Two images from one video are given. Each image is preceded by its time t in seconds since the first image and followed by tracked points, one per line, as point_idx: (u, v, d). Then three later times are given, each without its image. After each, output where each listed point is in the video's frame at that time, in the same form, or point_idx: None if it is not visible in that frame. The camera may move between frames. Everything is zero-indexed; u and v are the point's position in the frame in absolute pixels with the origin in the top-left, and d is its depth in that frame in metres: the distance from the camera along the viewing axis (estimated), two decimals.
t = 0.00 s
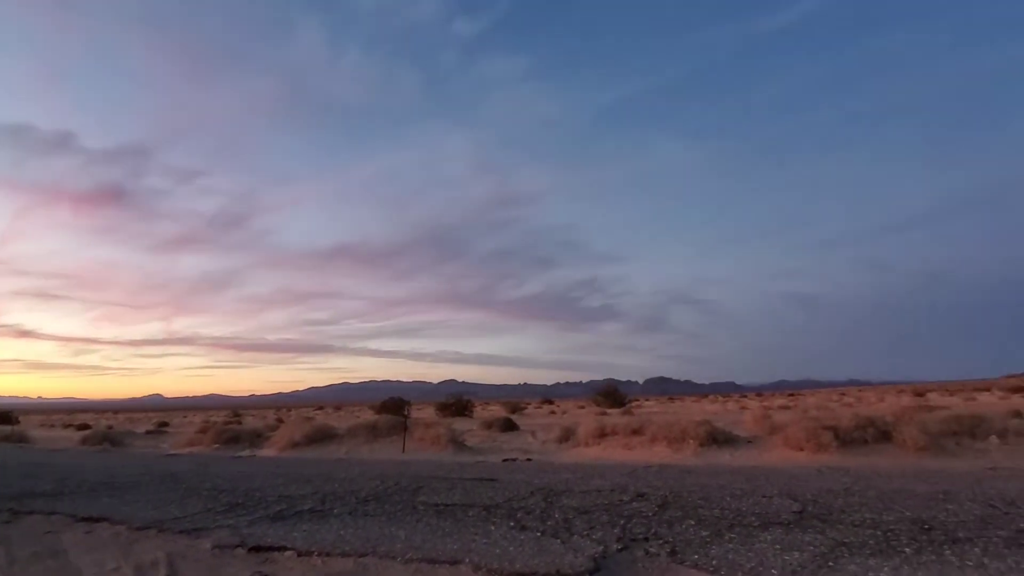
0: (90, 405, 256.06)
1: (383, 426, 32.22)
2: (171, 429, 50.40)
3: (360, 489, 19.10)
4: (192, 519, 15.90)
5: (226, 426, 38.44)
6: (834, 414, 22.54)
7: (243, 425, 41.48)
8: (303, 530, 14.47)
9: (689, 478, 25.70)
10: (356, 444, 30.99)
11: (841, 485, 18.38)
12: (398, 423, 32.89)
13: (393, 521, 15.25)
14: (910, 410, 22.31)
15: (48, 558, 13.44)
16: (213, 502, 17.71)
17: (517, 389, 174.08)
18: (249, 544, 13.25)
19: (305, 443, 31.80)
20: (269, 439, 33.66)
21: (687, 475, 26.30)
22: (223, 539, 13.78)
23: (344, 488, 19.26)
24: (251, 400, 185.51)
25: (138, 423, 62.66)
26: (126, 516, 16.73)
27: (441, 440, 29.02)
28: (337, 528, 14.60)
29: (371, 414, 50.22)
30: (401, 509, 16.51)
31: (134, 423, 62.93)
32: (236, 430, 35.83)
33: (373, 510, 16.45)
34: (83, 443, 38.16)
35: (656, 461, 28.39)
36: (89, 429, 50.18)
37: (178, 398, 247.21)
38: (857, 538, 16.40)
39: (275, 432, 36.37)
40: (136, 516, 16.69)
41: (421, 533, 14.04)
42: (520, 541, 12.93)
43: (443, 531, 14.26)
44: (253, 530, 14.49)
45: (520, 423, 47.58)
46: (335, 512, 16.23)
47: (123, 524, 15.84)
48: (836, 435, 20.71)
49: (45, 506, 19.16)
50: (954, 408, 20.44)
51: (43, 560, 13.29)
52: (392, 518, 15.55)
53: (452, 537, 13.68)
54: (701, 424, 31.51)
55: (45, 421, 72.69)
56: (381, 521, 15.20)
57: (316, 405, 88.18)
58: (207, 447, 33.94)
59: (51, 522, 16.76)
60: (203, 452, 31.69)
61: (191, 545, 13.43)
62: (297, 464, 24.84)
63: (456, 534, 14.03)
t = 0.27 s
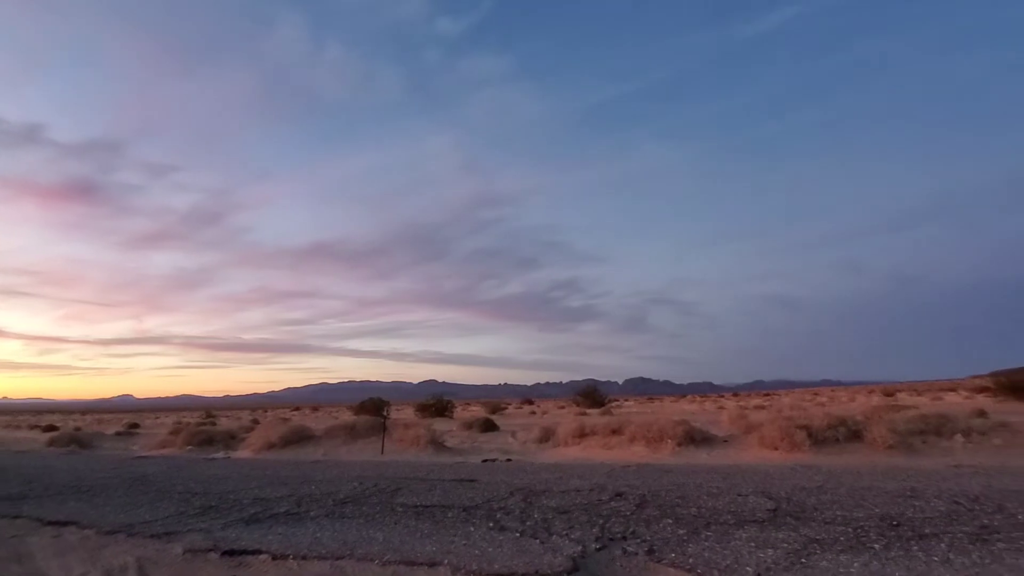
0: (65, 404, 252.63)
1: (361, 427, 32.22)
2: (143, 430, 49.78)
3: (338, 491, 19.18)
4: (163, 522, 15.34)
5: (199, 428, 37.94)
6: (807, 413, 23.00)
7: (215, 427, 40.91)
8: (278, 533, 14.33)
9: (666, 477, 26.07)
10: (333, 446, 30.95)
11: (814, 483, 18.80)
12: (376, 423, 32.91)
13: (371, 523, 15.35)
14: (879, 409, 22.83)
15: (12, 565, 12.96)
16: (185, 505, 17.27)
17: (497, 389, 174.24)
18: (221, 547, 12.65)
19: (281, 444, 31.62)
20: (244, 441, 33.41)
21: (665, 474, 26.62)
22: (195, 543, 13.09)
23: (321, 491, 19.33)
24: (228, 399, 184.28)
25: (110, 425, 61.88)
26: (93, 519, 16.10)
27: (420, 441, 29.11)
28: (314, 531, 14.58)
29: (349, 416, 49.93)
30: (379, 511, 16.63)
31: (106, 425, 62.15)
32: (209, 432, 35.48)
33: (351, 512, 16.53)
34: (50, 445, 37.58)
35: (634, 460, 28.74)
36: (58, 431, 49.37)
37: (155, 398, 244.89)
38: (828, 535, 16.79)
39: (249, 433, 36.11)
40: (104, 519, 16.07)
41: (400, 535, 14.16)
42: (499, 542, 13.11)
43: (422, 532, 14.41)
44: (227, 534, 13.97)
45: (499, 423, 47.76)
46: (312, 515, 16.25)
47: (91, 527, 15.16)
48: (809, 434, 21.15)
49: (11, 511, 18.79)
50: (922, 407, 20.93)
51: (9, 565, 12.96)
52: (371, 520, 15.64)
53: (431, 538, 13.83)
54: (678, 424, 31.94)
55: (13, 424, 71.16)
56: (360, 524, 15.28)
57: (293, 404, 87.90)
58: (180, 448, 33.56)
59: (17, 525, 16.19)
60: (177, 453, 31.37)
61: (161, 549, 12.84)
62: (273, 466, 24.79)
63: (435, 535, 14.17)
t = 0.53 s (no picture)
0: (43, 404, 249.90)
1: (343, 428, 32.21)
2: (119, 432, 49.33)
3: (319, 493, 19.21)
4: (138, 525, 15.26)
5: (174, 429, 37.54)
6: (787, 414, 23.33)
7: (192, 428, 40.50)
8: (257, 535, 14.28)
9: (648, 478, 26.32)
10: (315, 447, 30.91)
11: (793, 482, 19.09)
12: (358, 424, 32.91)
13: (353, 525, 15.43)
14: (856, 410, 23.21)
15: None
16: (161, 508, 17.21)
17: (481, 390, 174.25)
18: (199, 551, 12.62)
19: (260, 445, 31.46)
20: (222, 443, 33.18)
21: (647, 475, 26.86)
22: (170, 547, 13.08)
23: (301, 492, 19.34)
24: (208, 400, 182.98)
25: (87, 425, 61.27)
26: (67, 523, 16.01)
27: (403, 442, 29.16)
28: (295, 533, 14.54)
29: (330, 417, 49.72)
30: (362, 513, 16.70)
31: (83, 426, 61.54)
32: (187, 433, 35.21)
33: (332, 514, 16.59)
34: (23, 447, 37.14)
35: (617, 461, 28.98)
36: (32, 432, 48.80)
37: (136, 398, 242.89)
38: (807, 534, 17.05)
39: (227, 435, 35.87)
40: (78, 523, 15.99)
41: (382, 537, 14.24)
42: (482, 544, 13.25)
43: (405, 534, 14.50)
44: (204, 537, 13.91)
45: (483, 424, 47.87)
46: (292, 517, 16.25)
47: (64, 531, 15.06)
48: (788, 434, 21.46)
49: None
50: (897, 407, 21.30)
51: None
52: (353, 522, 15.71)
53: (414, 540, 13.94)
54: (661, 425, 32.23)
55: None
56: (342, 526, 15.34)
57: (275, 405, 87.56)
58: (154, 449, 33.26)
59: None
60: (153, 455, 31.09)
61: (138, 553, 12.80)
62: (253, 468, 24.72)
63: (418, 537, 14.28)
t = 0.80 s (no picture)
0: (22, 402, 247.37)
1: (325, 429, 32.18)
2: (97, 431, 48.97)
3: (299, 495, 19.21)
4: (114, 527, 15.21)
5: (150, 429, 37.17)
6: (767, 416, 23.62)
7: (170, 428, 40.15)
8: (236, 536, 14.27)
9: (631, 479, 26.54)
10: (296, 449, 30.87)
11: (772, 484, 19.35)
12: (340, 425, 32.90)
13: (334, 527, 15.47)
14: (834, 412, 23.54)
15: None
16: (137, 509, 17.16)
17: (465, 390, 174.19)
18: (176, 553, 12.60)
19: (240, 445, 31.28)
20: (200, 443, 32.91)
21: (630, 476, 27.07)
22: (146, 549, 13.01)
23: (281, 494, 19.32)
24: (190, 399, 181.84)
25: (65, 425, 60.74)
26: (42, 524, 15.94)
27: (386, 443, 29.19)
28: (274, 534, 14.53)
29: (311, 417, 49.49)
30: (343, 514, 16.74)
31: (60, 425, 61.02)
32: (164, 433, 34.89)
33: (313, 516, 16.62)
34: None
35: (600, 462, 29.18)
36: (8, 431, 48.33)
37: (116, 398, 240.58)
38: (786, 534, 17.31)
39: (206, 435, 35.62)
40: (53, 524, 15.92)
41: (364, 539, 14.29)
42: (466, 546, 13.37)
43: (386, 536, 14.56)
44: (182, 538, 13.89)
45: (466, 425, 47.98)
46: (272, 518, 16.23)
47: (38, 532, 15.02)
48: (769, 436, 21.73)
49: None
50: (875, 410, 21.64)
51: None
52: (335, 524, 15.76)
53: (396, 542, 14.00)
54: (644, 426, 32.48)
55: None
56: (324, 527, 15.39)
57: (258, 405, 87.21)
58: (131, 449, 32.94)
59: None
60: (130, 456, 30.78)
61: (114, 555, 12.76)
62: (233, 469, 24.63)
63: (400, 539, 14.36)
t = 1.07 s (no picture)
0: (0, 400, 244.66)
1: (306, 430, 32.06)
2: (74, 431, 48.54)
3: (279, 496, 19.16)
4: (87, 529, 15.14)
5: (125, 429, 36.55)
6: (748, 417, 23.90)
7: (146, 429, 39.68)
8: (214, 538, 14.18)
9: (613, 479, 26.74)
10: (276, 449, 30.66)
11: (752, 484, 19.60)
12: (321, 426, 32.81)
13: (315, 528, 15.48)
14: (812, 413, 23.87)
15: None
16: (112, 511, 17.09)
17: (450, 390, 174.09)
18: (151, 556, 12.54)
19: (219, 447, 30.92)
20: (178, 445, 32.36)
21: (612, 476, 27.28)
22: (121, 552, 12.99)
23: (260, 496, 19.25)
24: (172, 398, 180.58)
25: (41, 425, 60.13)
26: (15, 526, 15.86)
27: (368, 444, 29.16)
28: (253, 536, 14.48)
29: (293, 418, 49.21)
30: (324, 516, 16.77)
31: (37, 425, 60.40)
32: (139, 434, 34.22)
33: (292, 518, 16.60)
34: None
35: (583, 463, 29.38)
36: None
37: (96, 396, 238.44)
38: (764, 534, 17.55)
39: (184, 436, 35.18)
40: (26, 526, 15.85)
41: (344, 541, 14.32)
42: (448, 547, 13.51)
43: (367, 538, 14.60)
44: (157, 541, 13.81)
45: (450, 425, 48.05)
46: (251, 520, 16.15)
47: (11, 534, 14.97)
48: (749, 437, 22.01)
49: None
50: (853, 411, 21.98)
51: None
52: (315, 525, 15.78)
53: (377, 544, 14.07)
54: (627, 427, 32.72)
55: None
56: (304, 529, 15.40)
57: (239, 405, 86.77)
58: (106, 451, 32.33)
59: None
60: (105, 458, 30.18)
61: (88, 558, 12.71)
62: (212, 470, 24.43)
63: (381, 540, 14.43)
